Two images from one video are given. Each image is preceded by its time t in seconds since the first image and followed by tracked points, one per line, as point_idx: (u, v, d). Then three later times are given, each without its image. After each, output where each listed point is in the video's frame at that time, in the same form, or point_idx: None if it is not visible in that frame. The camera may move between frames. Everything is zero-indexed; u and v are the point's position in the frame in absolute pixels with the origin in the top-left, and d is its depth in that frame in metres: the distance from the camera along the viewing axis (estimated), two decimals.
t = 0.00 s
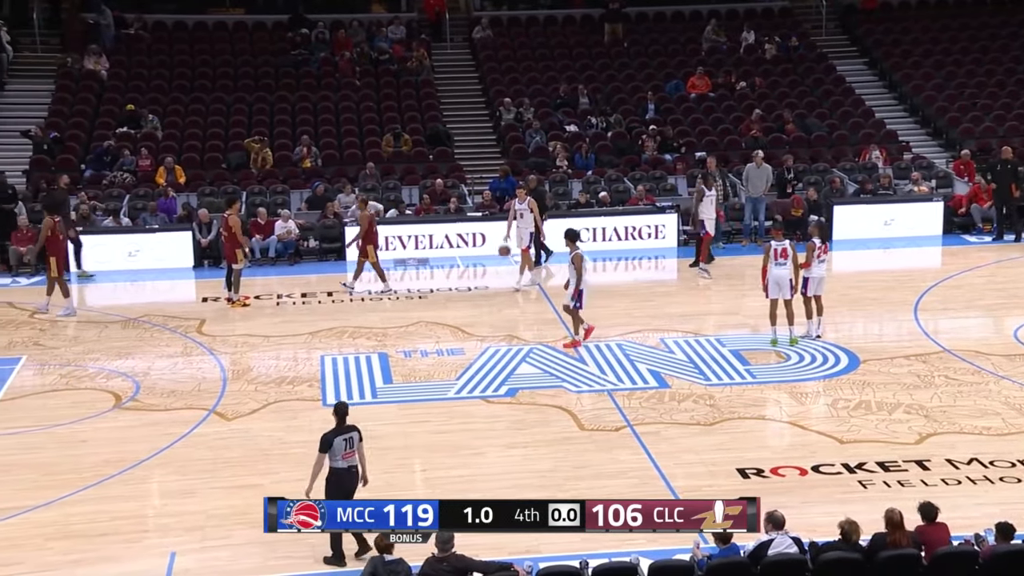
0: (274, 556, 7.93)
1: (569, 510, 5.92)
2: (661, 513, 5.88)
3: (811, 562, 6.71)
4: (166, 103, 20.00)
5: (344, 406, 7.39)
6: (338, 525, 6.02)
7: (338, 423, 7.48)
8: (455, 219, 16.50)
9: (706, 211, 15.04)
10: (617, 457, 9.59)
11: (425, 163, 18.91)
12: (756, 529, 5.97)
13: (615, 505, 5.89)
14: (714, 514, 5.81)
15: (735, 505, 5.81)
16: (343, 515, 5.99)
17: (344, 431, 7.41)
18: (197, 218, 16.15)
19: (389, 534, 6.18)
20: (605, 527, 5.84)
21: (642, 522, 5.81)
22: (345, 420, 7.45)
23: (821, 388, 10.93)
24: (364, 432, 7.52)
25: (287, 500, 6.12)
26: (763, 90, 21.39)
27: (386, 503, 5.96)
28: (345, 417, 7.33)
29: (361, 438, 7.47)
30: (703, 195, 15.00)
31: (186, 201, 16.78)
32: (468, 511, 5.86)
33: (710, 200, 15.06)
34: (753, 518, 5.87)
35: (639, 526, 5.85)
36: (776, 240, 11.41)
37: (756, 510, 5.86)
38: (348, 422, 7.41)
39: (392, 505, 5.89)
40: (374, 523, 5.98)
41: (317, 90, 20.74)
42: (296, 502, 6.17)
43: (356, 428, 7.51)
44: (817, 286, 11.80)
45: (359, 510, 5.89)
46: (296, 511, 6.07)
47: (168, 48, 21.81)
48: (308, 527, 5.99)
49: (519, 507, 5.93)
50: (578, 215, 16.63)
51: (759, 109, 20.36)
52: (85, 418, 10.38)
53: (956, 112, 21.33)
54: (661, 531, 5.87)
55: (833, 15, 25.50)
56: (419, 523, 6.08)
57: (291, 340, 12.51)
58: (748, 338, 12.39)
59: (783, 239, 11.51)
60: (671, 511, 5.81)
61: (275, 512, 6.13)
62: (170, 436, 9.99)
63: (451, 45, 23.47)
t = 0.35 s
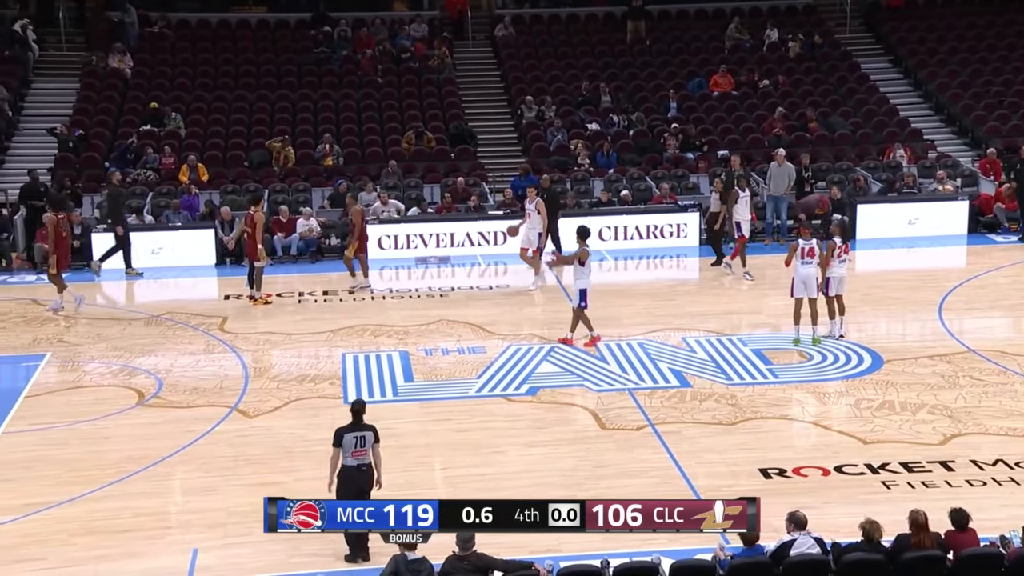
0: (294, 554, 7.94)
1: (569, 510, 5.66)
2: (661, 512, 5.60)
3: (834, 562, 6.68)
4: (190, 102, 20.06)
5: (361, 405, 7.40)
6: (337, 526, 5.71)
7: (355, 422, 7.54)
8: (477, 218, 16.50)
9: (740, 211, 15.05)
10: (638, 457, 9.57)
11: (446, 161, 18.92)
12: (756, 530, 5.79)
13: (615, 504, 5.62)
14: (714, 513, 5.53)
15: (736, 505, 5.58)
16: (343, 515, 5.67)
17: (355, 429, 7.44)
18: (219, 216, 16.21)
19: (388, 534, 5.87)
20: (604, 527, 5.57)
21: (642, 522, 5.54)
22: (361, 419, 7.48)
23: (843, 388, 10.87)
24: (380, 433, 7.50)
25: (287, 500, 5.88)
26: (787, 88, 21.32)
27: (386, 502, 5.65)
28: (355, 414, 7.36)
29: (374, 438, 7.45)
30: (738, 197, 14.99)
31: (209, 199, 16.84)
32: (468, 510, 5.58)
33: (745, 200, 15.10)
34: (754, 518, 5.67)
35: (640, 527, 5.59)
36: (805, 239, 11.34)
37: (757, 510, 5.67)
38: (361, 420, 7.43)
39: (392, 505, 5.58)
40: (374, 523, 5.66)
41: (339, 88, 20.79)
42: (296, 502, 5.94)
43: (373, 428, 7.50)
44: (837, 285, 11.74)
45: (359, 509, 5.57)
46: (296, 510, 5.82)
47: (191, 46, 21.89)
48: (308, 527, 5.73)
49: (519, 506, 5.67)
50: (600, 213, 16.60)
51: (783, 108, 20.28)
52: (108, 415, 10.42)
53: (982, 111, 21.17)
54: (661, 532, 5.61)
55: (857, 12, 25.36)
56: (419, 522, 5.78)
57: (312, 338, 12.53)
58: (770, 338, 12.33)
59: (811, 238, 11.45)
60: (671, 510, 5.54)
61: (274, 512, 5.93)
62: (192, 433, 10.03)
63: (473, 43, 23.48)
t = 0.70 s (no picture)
0: (309, 553, 7.94)
1: (569, 509, 5.54)
2: (662, 512, 5.50)
3: (850, 562, 6.63)
4: (205, 99, 20.08)
5: (368, 403, 7.42)
6: (338, 525, 5.62)
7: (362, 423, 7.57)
8: (492, 215, 16.48)
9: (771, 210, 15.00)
10: (654, 455, 9.53)
11: (462, 159, 18.91)
12: (758, 529, 5.62)
13: (615, 504, 5.51)
14: (714, 513, 5.42)
15: (735, 505, 5.44)
16: (342, 515, 5.58)
17: (359, 427, 7.45)
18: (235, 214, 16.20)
19: (389, 533, 5.78)
20: (604, 527, 5.47)
21: (642, 522, 5.44)
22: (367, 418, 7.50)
23: (860, 387, 10.80)
24: (384, 433, 7.48)
25: (287, 500, 5.77)
26: (804, 86, 21.23)
27: (387, 502, 5.56)
28: (359, 411, 7.39)
29: (377, 437, 7.44)
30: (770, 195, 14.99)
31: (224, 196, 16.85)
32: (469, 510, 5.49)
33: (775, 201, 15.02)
34: (754, 518, 5.51)
35: (640, 527, 5.48)
36: (823, 239, 11.28)
37: (757, 510, 5.51)
38: (365, 418, 7.44)
39: (392, 505, 5.49)
40: (374, 523, 5.57)
41: (354, 85, 20.80)
42: (296, 501, 5.83)
43: (378, 428, 7.50)
44: (853, 285, 11.69)
45: (358, 510, 5.48)
46: (295, 511, 5.71)
47: (207, 44, 21.93)
48: (307, 528, 5.63)
49: (518, 506, 5.54)
50: (616, 211, 16.55)
51: (799, 105, 20.19)
52: (124, 411, 10.45)
53: (1001, 108, 21.01)
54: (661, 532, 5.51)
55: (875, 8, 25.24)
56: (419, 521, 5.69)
57: (327, 335, 12.53)
58: (787, 337, 12.27)
59: (830, 237, 11.37)
60: (671, 511, 5.43)
61: (274, 512, 5.81)
62: (208, 430, 10.04)
63: (489, 40, 23.45)
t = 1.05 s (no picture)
0: (323, 551, 7.93)
1: (569, 509, 5.44)
2: (662, 511, 5.42)
3: (865, 563, 6.57)
4: (221, 96, 20.10)
5: (372, 404, 7.37)
6: (338, 525, 5.53)
7: (369, 421, 7.56)
8: (507, 213, 16.45)
9: (803, 210, 14.63)
10: (668, 454, 9.50)
11: (476, 156, 18.87)
12: (759, 530, 5.52)
13: (615, 504, 5.43)
14: (714, 513, 5.35)
15: (735, 505, 5.36)
16: (343, 514, 5.51)
17: (365, 428, 7.45)
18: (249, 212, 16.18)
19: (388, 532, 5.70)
20: (604, 527, 5.39)
21: (642, 522, 5.35)
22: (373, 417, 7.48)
23: (877, 387, 10.74)
24: (390, 433, 7.46)
25: (287, 499, 5.65)
26: (820, 83, 21.15)
27: (387, 502, 5.45)
28: (363, 412, 7.36)
29: (382, 437, 7.43)
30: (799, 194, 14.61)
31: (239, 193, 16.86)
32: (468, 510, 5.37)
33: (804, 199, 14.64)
34: (754, 518, 5.40)
35: (640, 527, 5.39)
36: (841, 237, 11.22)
37: (757, 510, 5.40)
38: (370, 418, 7.42)
39: (392, 505, 5.38)
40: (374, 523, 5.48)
41: (369, 83, 20.82)
42: (296, 501, 5.70)
43: (384, 427, 7.48)
44: (873, 284, 11.59)
45: (358, 509, 5.39)
46: (295, 510, 5.60)
47: (222, 41, 21.97)
48: (307, 528, 5.53)
49: (518, 506, 5.44)
50: (631, 209, 16.50)
51: (816, 103, 20.10)
52: (139, 408, 10.46)
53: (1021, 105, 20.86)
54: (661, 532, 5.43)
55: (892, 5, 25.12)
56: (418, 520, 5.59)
57: (342, 333, 12.53)
58: (803, 335, 12.21)
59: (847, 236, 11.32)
60: (671, 511, 5.36)
61: (274, 512, 5.68)
62: (222, 428, 10.04)
63: (504, 37, 23.43)
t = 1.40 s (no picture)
0: (336, 550, 7.91)
1: (570, 509, 5.38)
2: (662, 511, 5.34)
3: (880, 564, 6.50)
4: (234, 94, 20.11)
5: (383, 401, 7.36)
6: (338, 525, 5.47)
7: (380, 418, 7.53)
8: (521, 211, 16.39)
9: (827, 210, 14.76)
10: (682, 453, 9.45)
11: (489, 154, 18.83)
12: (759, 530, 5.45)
13: (616, 504, 5.36)
14: (714, 513, 5.27)
15: (735, 505, 5.29)
16: (343, 514, 5.44)
17: (377, 425, 7.42)
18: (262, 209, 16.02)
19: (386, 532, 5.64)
20: (604, 528, 5.34)
21: (642, 523, 5.28)
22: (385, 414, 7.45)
23: (892, 386, 10.68)
24: (403, 430, 7.44)
25: (287, 499, 5.60)
26: (835, 81, 21.07)
27: (387, 501, 5.37)
28: (376, 410, 7.34)
29: (395, 434, 7.41)
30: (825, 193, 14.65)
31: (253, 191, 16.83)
32: (468, 511, 5.32)
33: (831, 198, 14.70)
34: (755, 518, 5.34)
35: (641, 527, 5.32)
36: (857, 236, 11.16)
37: (757, 510, 5.34)
38: (382, 415, 7.39)
39: (391, 505, 5.31)
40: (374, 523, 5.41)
41: (382, 81, 20.81)
42: (296, 501, 5.64)
43: (396, 424, 7.46)
44: (892, 283, 11.52)
45: (358, 510, 5.33)
46: (295, 511, 5.54)
47: (235, 38, 21.99)
48: (307, 529, 5.47)
49: (519, 506, 5.36)
50: (645, 207, 16.45)
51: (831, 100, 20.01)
52: (152, 406, 10.46)
53: None
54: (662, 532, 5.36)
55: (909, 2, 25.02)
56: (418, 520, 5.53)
57: (354, 331, 12.51)
58: (817, 334, 12.15)
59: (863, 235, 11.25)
60: (671, 511, 5.29)
61: (274, 512, 5.62)
62: (235, 426, 10.04)
63: (517, 35, 23.40)
